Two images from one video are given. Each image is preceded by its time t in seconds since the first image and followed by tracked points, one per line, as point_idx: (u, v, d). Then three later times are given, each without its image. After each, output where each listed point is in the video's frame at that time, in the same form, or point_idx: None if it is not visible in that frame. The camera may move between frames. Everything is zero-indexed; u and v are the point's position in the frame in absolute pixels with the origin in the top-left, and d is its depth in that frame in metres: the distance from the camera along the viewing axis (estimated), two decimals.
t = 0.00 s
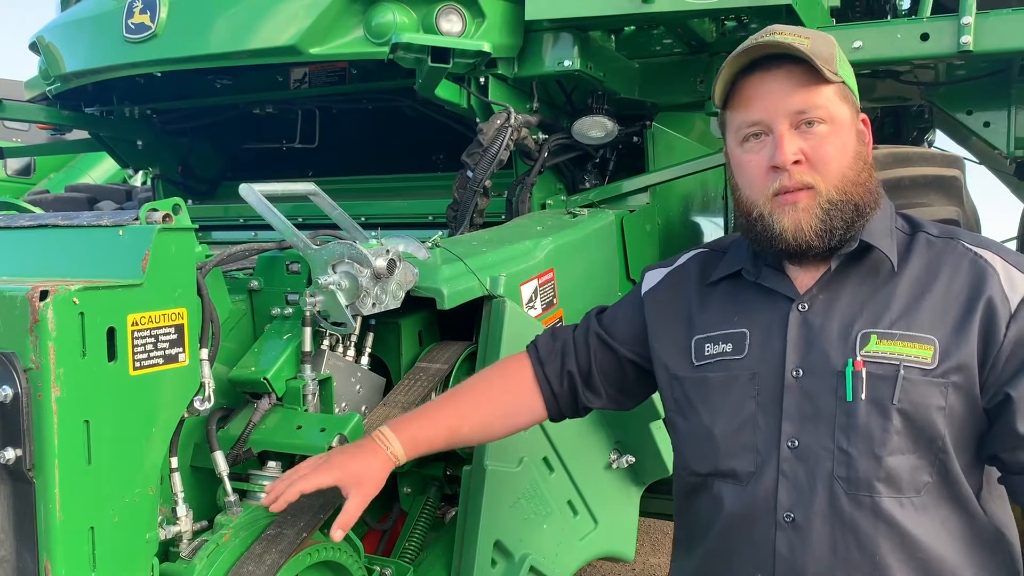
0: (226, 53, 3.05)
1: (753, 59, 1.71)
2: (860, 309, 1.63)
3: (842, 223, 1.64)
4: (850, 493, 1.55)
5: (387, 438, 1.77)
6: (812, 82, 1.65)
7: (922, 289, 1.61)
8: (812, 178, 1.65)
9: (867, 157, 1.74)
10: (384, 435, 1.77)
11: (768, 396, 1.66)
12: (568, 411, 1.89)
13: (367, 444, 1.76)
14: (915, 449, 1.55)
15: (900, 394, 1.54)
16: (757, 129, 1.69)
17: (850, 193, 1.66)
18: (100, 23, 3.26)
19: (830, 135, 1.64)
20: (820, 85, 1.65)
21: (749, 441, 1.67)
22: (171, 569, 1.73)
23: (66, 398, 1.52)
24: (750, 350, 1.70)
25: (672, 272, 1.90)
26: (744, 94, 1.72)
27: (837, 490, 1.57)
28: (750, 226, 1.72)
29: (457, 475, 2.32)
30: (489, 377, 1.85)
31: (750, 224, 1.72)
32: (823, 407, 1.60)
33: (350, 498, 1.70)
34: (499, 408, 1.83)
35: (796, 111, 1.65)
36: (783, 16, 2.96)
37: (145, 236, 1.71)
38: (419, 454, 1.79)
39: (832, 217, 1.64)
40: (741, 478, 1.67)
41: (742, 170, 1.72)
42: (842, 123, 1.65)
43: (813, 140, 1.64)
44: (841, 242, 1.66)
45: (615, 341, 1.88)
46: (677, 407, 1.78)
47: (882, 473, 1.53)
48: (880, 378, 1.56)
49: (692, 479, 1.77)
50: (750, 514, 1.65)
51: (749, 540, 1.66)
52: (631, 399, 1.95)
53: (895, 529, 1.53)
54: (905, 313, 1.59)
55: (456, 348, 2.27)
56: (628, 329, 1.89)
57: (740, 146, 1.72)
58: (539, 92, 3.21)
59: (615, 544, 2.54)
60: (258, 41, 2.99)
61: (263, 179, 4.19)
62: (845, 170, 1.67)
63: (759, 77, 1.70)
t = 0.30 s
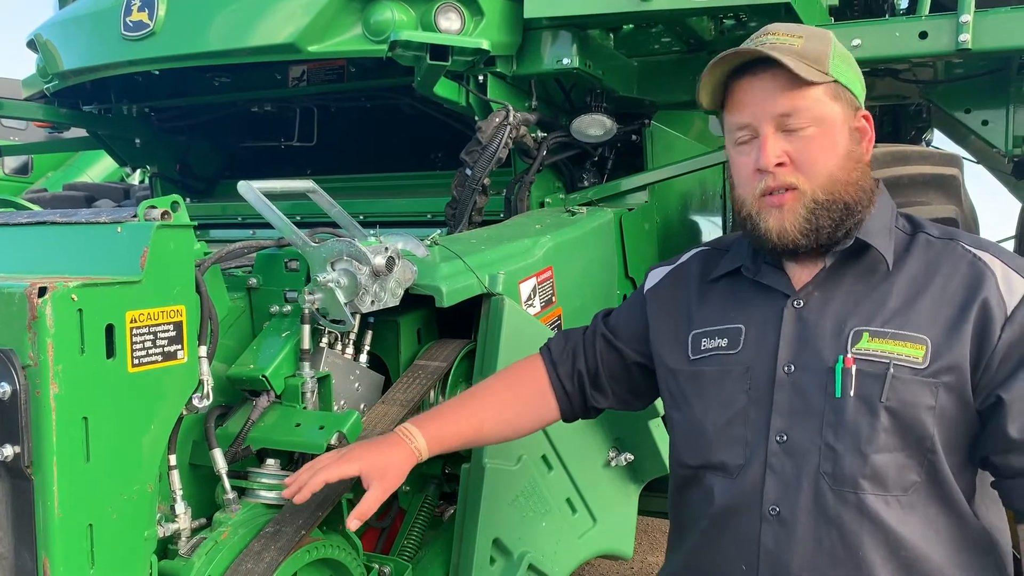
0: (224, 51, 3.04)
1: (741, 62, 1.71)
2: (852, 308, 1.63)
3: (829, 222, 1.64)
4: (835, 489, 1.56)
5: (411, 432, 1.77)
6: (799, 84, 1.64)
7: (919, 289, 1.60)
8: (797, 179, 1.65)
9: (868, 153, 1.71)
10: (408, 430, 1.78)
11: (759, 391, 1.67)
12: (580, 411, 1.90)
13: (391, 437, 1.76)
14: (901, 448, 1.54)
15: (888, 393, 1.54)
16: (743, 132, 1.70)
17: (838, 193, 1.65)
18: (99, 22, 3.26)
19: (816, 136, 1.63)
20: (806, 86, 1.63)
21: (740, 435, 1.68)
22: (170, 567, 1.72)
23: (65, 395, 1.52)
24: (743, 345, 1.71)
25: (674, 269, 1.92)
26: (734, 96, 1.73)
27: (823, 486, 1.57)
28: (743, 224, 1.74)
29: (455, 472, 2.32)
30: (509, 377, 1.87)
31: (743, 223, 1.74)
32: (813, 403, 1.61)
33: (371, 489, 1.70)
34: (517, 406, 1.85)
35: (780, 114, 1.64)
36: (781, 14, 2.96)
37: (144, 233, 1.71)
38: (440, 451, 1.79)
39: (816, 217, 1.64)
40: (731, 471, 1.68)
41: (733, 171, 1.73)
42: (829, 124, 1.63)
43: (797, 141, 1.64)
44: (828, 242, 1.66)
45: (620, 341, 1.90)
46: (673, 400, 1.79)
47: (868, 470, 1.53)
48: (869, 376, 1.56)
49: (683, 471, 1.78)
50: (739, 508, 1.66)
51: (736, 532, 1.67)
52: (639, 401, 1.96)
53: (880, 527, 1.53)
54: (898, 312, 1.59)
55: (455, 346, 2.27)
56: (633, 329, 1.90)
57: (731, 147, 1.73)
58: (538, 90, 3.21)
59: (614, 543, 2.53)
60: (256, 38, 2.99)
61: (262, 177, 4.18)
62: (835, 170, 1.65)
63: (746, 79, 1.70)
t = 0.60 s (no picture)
0: (221, 49, 3.04)
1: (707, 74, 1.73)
2: (841, 316, 1.63)
3: (770, 242, 1.66)
4: (822, 497, 1.57)
5: (440, 447, 1.76)
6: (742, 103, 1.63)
7: (909, 297, 1.60)
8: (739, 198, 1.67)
9: (836, 162, 1.66)
10: (437, 445, 1.77)
11: (750, 392, 1.69)
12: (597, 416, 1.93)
13: (421, 454, 1.75)
14: (888, 457, 1.55)
15: (875, 403, 1.54)
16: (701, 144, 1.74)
17: (782, 211, 1.64)
18: (96, 20, 3.25)
19: (754, 156, 1.63)
20: (746, 106, 1.62)
21: (732, 438, 1.69)
22: (168, 567, 1.72)
23: (62, 393, 1.52)
24: (736, 348, 1.72)
25: (673, 269, 1.93)
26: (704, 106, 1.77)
27: (809, 495, 1.59)
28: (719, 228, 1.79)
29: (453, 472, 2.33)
30: (529, 388, 1.89)
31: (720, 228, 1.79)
32: (801, 410, 1.62)
33: (407, 504, 1.69)
34: (537, 417, 1.86)
35: (720, 134, 1.66)
36: (779, 14, 2.98)
37: (143, 231, 1.71)
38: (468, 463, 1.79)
39: (756, 236, 1.67)
40: (723, 473, 1.70)
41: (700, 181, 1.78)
42: (768, 144, 1.62)
43: (737, 160, 1.65)
44: (775, 256, 1.68)
45: (625, 346, 1.92)
46: (671, 402, 1.81)
47: (854, 480, 1.54)
48: (857, 386, 1.56)
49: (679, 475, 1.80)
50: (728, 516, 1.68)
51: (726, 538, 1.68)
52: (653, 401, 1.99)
53: (866, 535, 1.54)
54: (889, 319, 1.59)
55: (454, 344, 2.27)
56: (639, 333, 1.92)
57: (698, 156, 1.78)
58: (536, 88, 3.21)
59: (612, 542, 2.53)
60: (254, 36, 2.98)
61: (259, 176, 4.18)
62: (780, 188, 1.64)
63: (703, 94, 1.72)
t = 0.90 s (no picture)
0: (219, 49, 3.03)
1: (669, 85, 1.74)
2: (823, 315, 1.63)
3: (744, 249, 1.67)
4: (819, 500, 1.57)
5: (418, 470, 1.76)
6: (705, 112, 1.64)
7: (887, 292, 1.60)
8: (710, 207, 1.68)
9: (804, 164, 1.66)
10: (415, 468, 1.76)
11: (738, 401, 1.68)
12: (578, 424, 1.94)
13: (398, 477, 1.75)
14: (883, 454, 1.55)
15: (864, 402, 1.55)
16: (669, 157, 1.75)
17: (755, 218, 1.65)
18: (94, 20, 3.25)
19: (721, 166, 1.64)
20: (710, 116, 1.63)
21: (724, 448, 1.69)
22: (166, 567, 1.72)
23: (61, 393, 1.52)
24: (720, 355, 1.72)
25: (650, 276, 1.93)
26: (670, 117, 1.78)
27: (807, 498, 1.59)
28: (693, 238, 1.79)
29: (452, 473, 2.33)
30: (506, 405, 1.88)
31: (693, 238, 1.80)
32: (792, 414, 1.62)
33: (386, 530, 1.69)
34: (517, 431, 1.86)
35: (687, 146, 1.67)
36: (778, 11, 2.93)
37: (141, 231, 1.71)
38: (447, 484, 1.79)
39: (731, 245, 1.67)
40: (719, 483, 1.70)
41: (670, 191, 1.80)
42: (735, 153, 1.63)
43: (706, 171, 1.66)
44: (752, 263, 1.69)
45: (604, 355, 1.92)
46: (659, 411, 1.81)
47: (850, 480, 1.55)
48: (844, 386, 1.57)
49: (677, 484, 1.80)
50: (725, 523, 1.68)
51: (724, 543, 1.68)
52: (633, 406, 2.00)
53: (866, 533, 1.55)
54: (870, 317, 1.59)
55: (452, 344, 2.27)
56: (617, 340, 1.92)
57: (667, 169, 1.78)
58: (535, 88, 3.21)
59: (611, 541, 2.54)
60: (252, 36, 2.98)
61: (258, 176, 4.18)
62: (751, 195, 1.65)
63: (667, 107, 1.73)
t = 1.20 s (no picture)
0: (218, 48, 3.03)
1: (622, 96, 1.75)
2: (801, 305, 1.65)
3: (717, 248, 1.68)
4: (816, 489, 1.57)
5: (336, 477, 1.82)
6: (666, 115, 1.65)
7: (859, 280, 1.63)
8: (678, 209, 1.69)
9: (765, 159, 1.69)
10: (335, 474, 1.83)
11: (726, 401, 1.68)
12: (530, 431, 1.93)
13: (317, 484, 1.81)
14: (876, 438, 1.57)
15: (853, 386, 1.56)
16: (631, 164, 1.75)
17: (724, 215, 1.67)
18: (93, 19, 3.25)
19: (686, 166, 1.66)
20: (672, 118, 1.64)
21: (714, 448, 1.68)
22: (166, 567, 1.72)
23: (60, 393, 1.52)
24: (702, 358, 1.72)
25: (617, 281, 1.90)
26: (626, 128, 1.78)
27: (805, 490, 1.58)
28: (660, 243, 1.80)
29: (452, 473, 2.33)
30: (438, 411, 1.89)
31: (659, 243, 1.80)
32: (780, 408, 1.62)
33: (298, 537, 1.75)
34: (449, 436, 1.87)
35: (651, 149, 1.67)
36: (778, 12, 2.91)
37: (140, 231, 1.71)
38: (368, 491, 1.84)
39: (703, 245, 1.68)
40: (712, 486, 1.68)
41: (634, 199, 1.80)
42: (698, 152, 1.65)
43: (672, 173, 1.67)
44: (726, 261, 1.70)
45: (565, 356, 1.90)
46: (638, 419, 1.79)
47: (846, 467, 1.55)
48: (829, 373, 1.58)
49: (660, 492, 1.77)
50: (722, 521, 1.66)
51: (724, 539, 1.67)
52: (592, 412, 1.97)
53: (866, 519, 1.55)
54: (846, 304, 1.61)
55: (451, 344, 2.28)
56: (579, 345, 1.91)
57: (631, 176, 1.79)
58: (534, 87, 3.21)
59: (610, 540, 2.54)
60: (251, 35, 2.98)
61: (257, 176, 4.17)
62: (718, 193, 1.67)
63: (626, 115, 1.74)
